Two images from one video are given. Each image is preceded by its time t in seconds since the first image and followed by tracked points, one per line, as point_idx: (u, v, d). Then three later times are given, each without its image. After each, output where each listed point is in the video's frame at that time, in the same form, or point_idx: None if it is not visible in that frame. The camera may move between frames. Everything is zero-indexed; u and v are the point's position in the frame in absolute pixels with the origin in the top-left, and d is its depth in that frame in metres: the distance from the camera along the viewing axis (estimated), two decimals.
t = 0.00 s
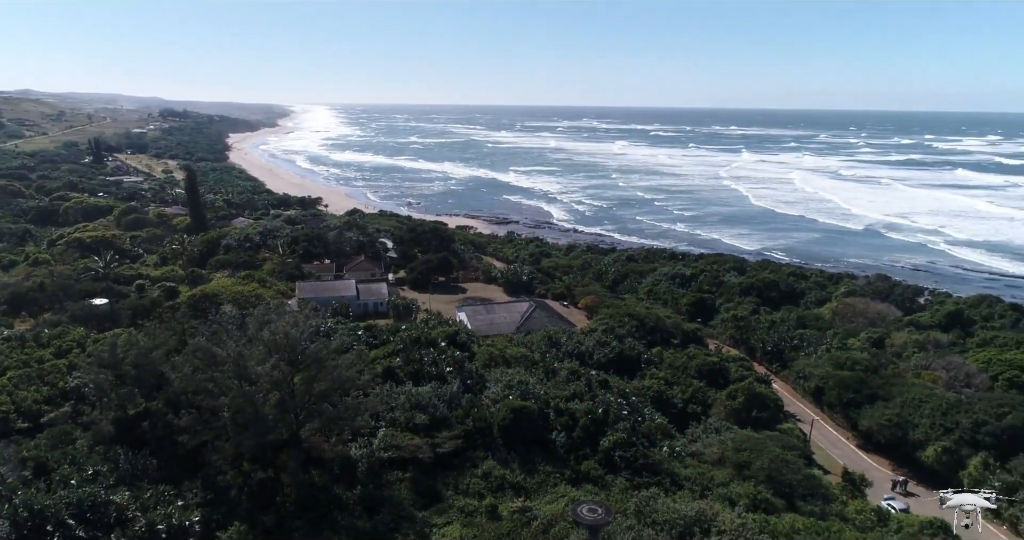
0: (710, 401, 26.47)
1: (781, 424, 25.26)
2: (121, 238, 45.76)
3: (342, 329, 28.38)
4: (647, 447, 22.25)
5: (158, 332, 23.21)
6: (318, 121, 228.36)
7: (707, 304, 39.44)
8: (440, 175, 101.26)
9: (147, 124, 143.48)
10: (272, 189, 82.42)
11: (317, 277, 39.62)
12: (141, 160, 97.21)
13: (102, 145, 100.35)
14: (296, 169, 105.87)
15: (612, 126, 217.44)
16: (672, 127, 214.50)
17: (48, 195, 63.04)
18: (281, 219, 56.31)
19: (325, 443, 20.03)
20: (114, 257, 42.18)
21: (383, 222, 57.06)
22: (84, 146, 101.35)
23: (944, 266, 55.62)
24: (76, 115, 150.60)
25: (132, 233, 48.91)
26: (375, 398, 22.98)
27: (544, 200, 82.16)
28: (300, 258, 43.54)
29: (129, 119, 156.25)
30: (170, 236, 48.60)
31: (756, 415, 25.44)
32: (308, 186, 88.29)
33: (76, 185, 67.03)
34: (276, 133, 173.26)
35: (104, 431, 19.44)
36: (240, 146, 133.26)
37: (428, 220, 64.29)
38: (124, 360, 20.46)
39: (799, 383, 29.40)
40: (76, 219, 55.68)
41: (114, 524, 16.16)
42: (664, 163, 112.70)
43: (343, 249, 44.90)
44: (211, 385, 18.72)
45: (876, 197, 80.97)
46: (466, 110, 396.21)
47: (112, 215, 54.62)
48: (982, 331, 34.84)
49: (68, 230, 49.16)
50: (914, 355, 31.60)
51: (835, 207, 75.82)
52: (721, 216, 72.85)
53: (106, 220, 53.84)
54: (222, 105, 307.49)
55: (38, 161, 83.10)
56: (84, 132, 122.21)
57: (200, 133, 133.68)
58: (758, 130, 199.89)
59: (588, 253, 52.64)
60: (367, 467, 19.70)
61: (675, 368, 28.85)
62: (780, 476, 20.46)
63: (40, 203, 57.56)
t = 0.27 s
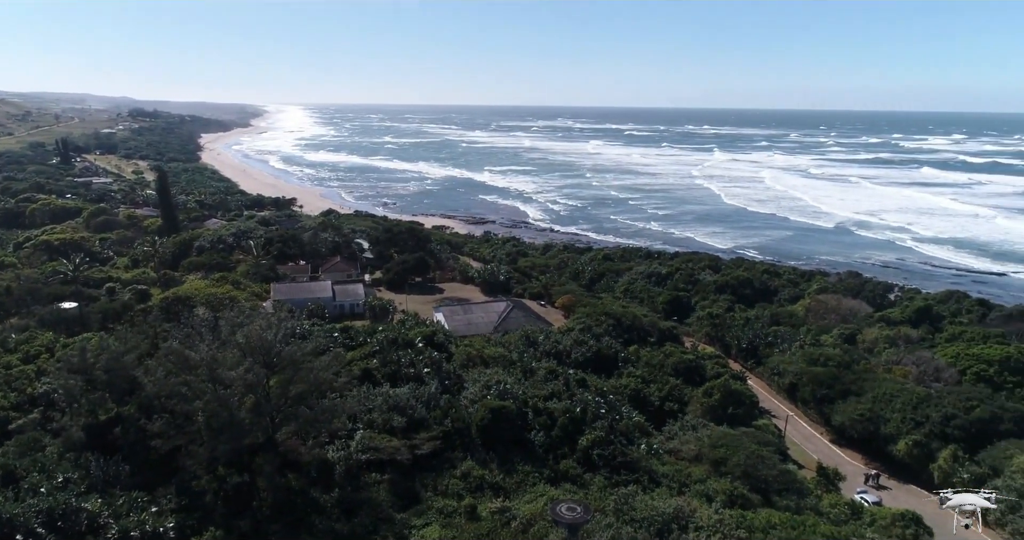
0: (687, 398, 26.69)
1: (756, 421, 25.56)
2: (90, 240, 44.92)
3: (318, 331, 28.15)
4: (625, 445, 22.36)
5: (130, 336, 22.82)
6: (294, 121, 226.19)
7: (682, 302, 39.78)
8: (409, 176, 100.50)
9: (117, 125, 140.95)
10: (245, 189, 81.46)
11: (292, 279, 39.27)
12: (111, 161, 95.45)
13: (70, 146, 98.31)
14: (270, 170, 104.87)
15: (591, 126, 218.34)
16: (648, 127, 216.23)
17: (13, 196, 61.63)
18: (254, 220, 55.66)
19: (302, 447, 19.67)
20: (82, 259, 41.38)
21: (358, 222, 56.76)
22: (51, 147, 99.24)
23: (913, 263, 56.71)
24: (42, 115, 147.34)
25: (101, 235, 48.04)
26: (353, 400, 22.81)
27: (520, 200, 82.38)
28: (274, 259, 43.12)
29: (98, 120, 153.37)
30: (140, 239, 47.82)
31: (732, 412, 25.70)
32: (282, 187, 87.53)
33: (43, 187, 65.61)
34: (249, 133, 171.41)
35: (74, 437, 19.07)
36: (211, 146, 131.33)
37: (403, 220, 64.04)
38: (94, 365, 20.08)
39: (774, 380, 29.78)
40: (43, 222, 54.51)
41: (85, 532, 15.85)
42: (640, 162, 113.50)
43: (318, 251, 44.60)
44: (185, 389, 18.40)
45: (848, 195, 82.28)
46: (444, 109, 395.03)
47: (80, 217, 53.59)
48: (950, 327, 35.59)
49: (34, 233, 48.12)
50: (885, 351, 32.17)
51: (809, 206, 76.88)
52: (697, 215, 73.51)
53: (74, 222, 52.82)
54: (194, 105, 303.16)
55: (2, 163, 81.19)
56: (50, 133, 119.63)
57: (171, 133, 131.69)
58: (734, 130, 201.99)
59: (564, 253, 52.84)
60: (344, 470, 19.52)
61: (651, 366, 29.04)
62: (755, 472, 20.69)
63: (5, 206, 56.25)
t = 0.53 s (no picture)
0: (662, 396, 26.92)
1: (730, 417, 25.87)
2: (55, 243, 43.99)
3: (291, 334, 27.88)
4: (601, 443, 22.47)
5: (97, 340, 22.38)
6: (268, 121, 223.61)
7: (656, 300, 40.13)
8: (380, 177, 99.84)
9: (82, 125, 138.07)
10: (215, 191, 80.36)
11: (264, 281, 38.85)
12: (76, 162, 93.45)
13: (33, 147, 96.04)
14: (242, 170, 103.66)
15: (567, 125, 219.14)
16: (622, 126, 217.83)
17: None
18: (224, 221, 54.98)
19: (276, 451, 19.13)
20: (47, 263, 40.51)
21: (331, 223, 56.37)
22: (13, 148, 96.84)
23: (880, 260, 57.88)
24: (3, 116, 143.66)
25: (65, 238, 47.07)
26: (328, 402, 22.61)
27: (494, 200, 82.51)
28: (246, 261, 42.63)
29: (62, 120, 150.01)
30: (107, 241, 46.94)
31: (706, 408, 25.97)
32: (253, 188, 86.56)
33: (5, 189, 64.05)
34: (219, 133, 169.19)
35: (40, 445, 18.66)
36: (180, 147, 129.28)
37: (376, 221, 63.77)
38: (60, 371, 19.66)
39: (747, 376, 30.18)
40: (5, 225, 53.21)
41: None
42: (615, 162, 114.28)
43: (290, 252, 44.22)
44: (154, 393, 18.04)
45: (819, 193, 83.58)
46: (419, 109, 393.68)
47: (44, 220, 52.44)
48: (917, 322, 36.39)
49: None
50: (854, 346, 32.78)
51: (781, 204, 77.97)
52: (672, 214, 74.19)
53: (38, 225, 51.66)
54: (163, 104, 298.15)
55: None
56: (12, 134, 116.71)
57: (138, 134, 129.41)
58: (709, 130, 204.05)
59: (538, 252, 53.00)
60: (319, 473, 19.31)
61: (627, 364, 29.25)
62: (730, 468, 20.93)
63: None
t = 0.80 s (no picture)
0: (634, 393, 27.19)
1: (701, 413, 26.17)
2: (13, 247, 42.78)
3: (261, 337, 27.54)
4: (575, 441, 22.64)
5: (59, 347, 21.82)
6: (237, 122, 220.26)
7: (627, 298, 40.42)
8: (350, 177, 98.96)
9: (40, 126, 134.35)
10: (182, 192, 78.98)
11: (232, 283, 38.31)
12: (35, 163, 90.90)
13: None
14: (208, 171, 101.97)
15: (541, 125, 219.57)
16: (594, 126, 218.99)
17: None
18: (190, 224, 54.00)
19: (247, 457, 19.06)
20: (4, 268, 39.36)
21: (300, 224, 55.76)
22: None
23: (845, 256, 59.07)
24: None
25: (24, 242, 45.78)
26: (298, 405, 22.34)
27: (465, 199, 82.47)
28: (213, 264, 42.00)
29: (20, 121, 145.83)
30: (68, 244, 45.81)
31: (677, 405, 26.22)
32: (219, 189, 85.20)
33: None
34: (185, 134, 166.21)
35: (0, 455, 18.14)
36: (145, 148, 126.53)
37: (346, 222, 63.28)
38: (21, 379, 19.15)
39: (717, 372, 30.58)
40: None
41: None
42: (586, 161, 114.97)
43: (259, 254, 43.68)
44: (120, 399, 17.65)
45: (788, 191, 84.94)
46: (391, 109, 391.32)
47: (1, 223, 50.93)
48: (881, 317, 37.20)
49: None
50: (822, 341, 33.39)
51: (751, 203, 79.10)
52: (644, 213, 74.80)
53: None
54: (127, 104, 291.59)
55: None
56: None
57: (100, 135, 126.43)
58: (681, 129, 206.07)
59: (509, 252, 53.07)
60: (291, 477, 19.09)
61: (599, 362, 29.46)
62: (702, 464, 21.18)
63: None
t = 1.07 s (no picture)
0: (605, 391, 27.45)
1: (671, 410, 26.48)
2: None
3: (227, 341, 27.11)
4: (547, 439, 22.77)
5: (16, 354, 21.18)
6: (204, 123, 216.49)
7: (597, 297, 40.70)
8: (318, 178, 97.89)
9: None
10: (145, 195, 77.43)
11: (197, 286, 37.67)
12: None
13: None
14: (171, 173, 100.09)
15: (513, 125, 219.80)
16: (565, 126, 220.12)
17: None
18: (153, 226, 52.97)
19: (215, 463, 18.72)
20: None
21: (267, 226, 55.11)
22: None
23: (810, 253, 60.23)
24: None
25: None
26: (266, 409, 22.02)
27: (435, 200, 82.35)
28: (178, 267, 41.29)
29: None
30: (24, 249, 44.58)
31: (648, 402, 26.46)
32: (182, 190, 83.70)
33: None
34: (147, 135, 162.96)
35: None
36: (106, 150, 123.56)
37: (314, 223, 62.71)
38: None
39: (686, 369, 30.96)
40: None
41: None
42: (556, 161, 115.61)
43: (225, 257, 43.07)
44: (81, 407, 17.17)
45: (755, 190, 86.22)
46: (361, 110, 388.23)
47: None
48: (845, 312, 37.98)
49: None
50: (788, 337, 33.99)
51: (720, 202, 80.16)
52: (615, 212, 75.33)
53: None
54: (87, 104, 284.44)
55: None
56: None
57: (58, 136, 123.20)
58: (646, 129, 206.94)
59: (479, 252, 53.07)
60: (260, 482, 18.81)
61: (570, 361, 29.63)
62: (673, 460, 21.41)
63: None
